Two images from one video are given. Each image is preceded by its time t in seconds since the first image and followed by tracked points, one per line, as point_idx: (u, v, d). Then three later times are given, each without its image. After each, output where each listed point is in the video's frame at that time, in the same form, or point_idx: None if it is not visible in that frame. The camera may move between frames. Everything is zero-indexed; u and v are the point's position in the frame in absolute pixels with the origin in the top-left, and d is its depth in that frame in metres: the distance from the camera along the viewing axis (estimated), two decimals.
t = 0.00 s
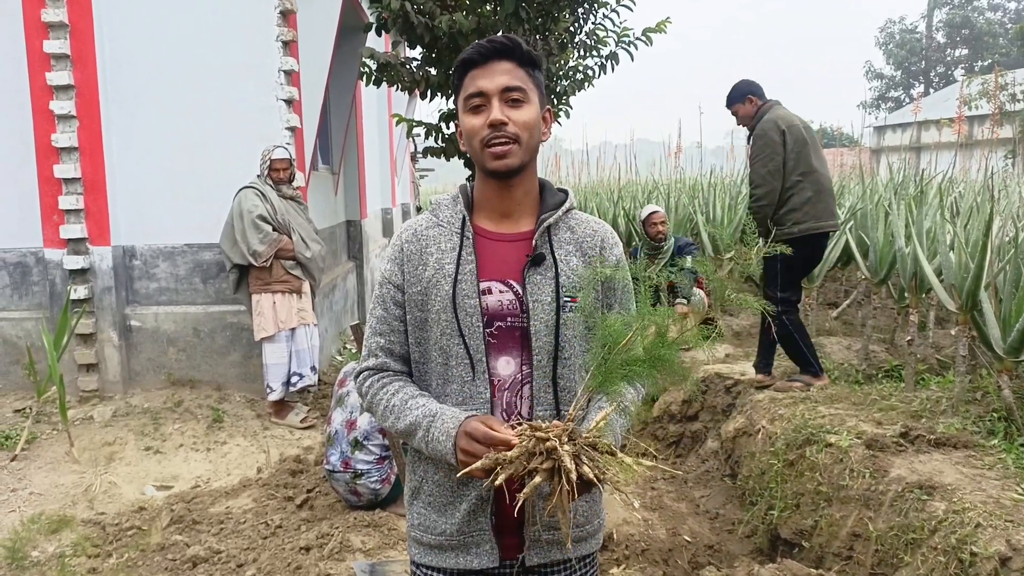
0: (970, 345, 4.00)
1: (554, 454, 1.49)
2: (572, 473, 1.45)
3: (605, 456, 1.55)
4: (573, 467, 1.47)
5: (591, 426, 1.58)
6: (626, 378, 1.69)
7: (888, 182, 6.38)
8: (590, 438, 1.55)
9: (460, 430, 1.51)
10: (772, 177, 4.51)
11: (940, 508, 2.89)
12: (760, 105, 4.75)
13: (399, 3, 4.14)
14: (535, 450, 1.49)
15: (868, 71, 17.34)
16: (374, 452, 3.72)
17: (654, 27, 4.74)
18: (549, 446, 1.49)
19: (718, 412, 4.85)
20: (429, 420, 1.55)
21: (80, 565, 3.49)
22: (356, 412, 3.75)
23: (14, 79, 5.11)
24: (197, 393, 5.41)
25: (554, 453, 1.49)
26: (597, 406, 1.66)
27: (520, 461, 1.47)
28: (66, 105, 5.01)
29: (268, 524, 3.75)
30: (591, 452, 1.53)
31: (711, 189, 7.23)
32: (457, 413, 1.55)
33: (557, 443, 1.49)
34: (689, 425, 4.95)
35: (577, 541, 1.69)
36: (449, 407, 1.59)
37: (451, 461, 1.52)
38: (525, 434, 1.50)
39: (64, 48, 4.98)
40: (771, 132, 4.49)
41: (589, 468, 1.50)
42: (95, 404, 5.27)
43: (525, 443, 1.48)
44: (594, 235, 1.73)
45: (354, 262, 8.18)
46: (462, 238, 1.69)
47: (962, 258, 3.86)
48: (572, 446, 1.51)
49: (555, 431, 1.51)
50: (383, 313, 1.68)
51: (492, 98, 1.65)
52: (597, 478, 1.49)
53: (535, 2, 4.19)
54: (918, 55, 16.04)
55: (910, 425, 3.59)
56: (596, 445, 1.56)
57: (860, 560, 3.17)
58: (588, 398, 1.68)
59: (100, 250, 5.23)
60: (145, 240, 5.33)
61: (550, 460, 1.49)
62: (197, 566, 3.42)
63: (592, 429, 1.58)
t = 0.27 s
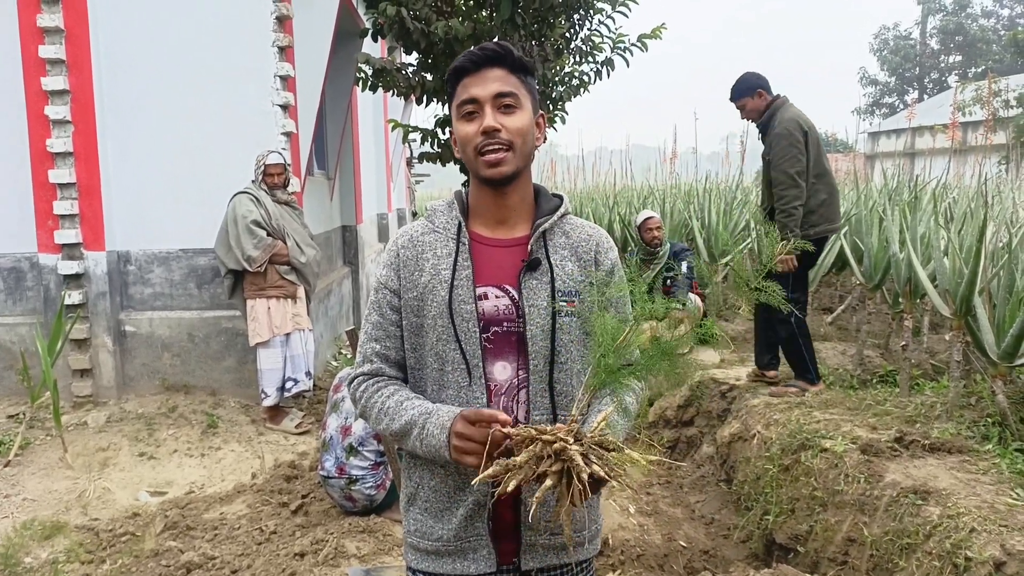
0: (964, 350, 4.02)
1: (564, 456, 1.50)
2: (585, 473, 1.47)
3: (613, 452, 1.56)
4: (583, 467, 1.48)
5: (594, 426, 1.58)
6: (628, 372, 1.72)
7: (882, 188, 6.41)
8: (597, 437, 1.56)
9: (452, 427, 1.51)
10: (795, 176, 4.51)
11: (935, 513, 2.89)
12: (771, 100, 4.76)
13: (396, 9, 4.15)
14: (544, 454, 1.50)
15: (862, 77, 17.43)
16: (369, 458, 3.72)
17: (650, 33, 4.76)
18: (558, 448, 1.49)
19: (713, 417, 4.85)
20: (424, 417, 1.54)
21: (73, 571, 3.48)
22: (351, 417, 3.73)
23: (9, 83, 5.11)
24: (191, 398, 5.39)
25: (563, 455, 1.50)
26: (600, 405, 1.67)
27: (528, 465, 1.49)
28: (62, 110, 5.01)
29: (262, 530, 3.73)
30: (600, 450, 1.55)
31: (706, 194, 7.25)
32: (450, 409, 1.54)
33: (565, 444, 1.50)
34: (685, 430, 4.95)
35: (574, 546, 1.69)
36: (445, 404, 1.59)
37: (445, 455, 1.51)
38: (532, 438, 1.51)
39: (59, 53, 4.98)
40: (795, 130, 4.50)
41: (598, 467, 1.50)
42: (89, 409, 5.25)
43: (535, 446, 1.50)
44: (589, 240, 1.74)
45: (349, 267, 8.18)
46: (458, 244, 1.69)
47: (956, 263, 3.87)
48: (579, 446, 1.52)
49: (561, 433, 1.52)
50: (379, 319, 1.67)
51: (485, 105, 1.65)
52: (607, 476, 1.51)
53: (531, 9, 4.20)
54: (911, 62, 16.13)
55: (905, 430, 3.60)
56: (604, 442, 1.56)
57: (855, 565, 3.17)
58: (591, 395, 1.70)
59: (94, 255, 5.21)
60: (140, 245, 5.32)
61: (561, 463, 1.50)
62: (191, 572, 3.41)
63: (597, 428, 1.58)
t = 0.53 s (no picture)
0: (960, 352, 4.02)
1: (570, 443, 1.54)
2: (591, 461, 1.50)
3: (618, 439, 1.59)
4: (588, 451, 1.52)
5: (595, 417, 1.60)
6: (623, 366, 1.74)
7: (879, 190, 6.42)
8: (601, 424, 1.59)
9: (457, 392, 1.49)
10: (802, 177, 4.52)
11: (931, 516, 2.90)
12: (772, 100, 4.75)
13: (393, 11, 4.15)
14: (548, 443, 1.54)
15: (858, 80, 17.47)
16: (365, 460, 3.71)
17: (647, 36, 4.77)
18: (562, 434, 1.54)
19: (709, 419, 4.86)
20: (426, 397, 1.54)
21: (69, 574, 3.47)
22: (347, 420, 3.73)
23: (6, 85, 5.10)
24: (188, 400, 5.38)
25: (568, 443, 1.55)
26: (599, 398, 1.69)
27: (533, 454, 1.53)
28: (58, 112, 5.00)
29: (258, 533, 3.73)
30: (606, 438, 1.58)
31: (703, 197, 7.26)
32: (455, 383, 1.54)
33: (569, 430, 1.54)
34: (681, 432, 4.95)
35: (570, 549, 1.69)
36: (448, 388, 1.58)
37: (451, 424, 1.49)
38: (536, 429, 1.57)
39: (56, 55, 4.97)
40: (802, 132, 4.53)
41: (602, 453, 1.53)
42: (85, 412, 5.24)
43: (539, 436, 1.55)
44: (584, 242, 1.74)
45: (346, 269, 8.18)
46: (455, 246, 1.69)
47: (952, 266, 3.89)
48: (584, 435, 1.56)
49: (564, 421, 1.57)
50: (377, 320, 1.67)
51: (481, 109, 1.65)
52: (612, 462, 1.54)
53: (528, 11, 4.21)
54: (908, 65, 16.17)
55: (901, 432, 3.60)
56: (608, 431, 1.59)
57: (851, 567, 3.18)
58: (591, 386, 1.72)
59: (90, 257, 5.21)
60: (137, 247, 5.31)
61: (565, 451, 1.53)
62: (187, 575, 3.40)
63: (598, 419, 1.61)
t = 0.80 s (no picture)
0: (960, 354, 4.02)
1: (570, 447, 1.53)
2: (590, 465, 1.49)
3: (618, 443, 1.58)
4: (587, 455, 1.50)
5: (595, 421, 1.59)
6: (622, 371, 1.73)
7: (879, 192, 6.42)
8: (601, 428, 1.58)
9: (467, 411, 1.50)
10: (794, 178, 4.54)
11: (932, 517, 2.89)
12: (766, 102, 4.76)
13: (393, 13, 4.16)
14: (547, 446, 1.53)
15: (858, 81, 17.47)
16: (366, 461, 3.71)
17: (646, 38, 4.77)
18: (562, 438, 1.52)
19: (710, 420, 4.86)
20: (432, 408, 1.54)
21: None
22: (348, 421, 3.73)
23: (7, 87, 5.11)
24: (188, 402, 5.38)
25: (568, 446, 1.53)
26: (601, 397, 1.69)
27: (533, 456, 1.53)
28: (59, 114, 5.00)
29: (259, 534, 3.73)
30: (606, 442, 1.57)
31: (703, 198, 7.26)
32: (462, 398, 1.54)
33: (569, 434, 1.52)
34: (681, 434, 4.95)
35: (569, 550, 1.69)
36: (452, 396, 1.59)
37: (459, 442, 1.50)
38: (536, 432, 1.56)
39: (56, 57, 4.97)
40: (795, 133, 4.55)
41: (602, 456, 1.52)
42: (86, 414, 5.24)
43: (539, 440, 1.54)
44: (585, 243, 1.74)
45: (347, 271, 8.18)
46: (456, 247, 1.69)
47: (952, 267, 3.88)
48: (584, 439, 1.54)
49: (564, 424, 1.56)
50: (379, 322, 1.67)
51: (483, 110, 1.66)
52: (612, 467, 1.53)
53: (528, 13, 4.21)
54: (908, 66, 16.17)
55: (902, 434, 3.60)
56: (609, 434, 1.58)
57: (852, 569, 3.17)
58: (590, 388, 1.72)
59: (91, 259, 5.21)
60: (137, 249, 5.32)
61: (566, 454, 1.52)
62: None
63: (598, 423, 1.60)
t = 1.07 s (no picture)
0: (960, 352, 4.02)
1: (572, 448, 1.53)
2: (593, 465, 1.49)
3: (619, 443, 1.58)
4: (590, 456, 1.50)
5: (596, 421, 1.59)
6: (623, 371, 1.74)
7: (878, 190, 6.42)
8: (603, 428, 1.58)
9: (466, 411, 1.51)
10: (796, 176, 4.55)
11: (931, 515, 2.90)
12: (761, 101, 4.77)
13: (392, 11, 4.15)
14: (551, 446, 1.53)
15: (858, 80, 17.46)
16: (365, 459, 3.71)
17: (646, 36, 4.77)
18: (565, 438, 1.52)
19: (710, 419, 4.86)
20: (431, 408, 1.54)
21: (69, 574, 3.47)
22: (347, 419, 3.74)
23: (6, 86, 5.10)
24: (188, 401, 5.38)
25: (571, 446, 1.53)
26: (605, 397, 1.70)
27: (536, 456, 1.52)
28: (58, 112, 5.00)
29: (259, 533, 3.73)
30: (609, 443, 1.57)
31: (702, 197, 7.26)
32: (461, 397, 1.54)
33: (573, 434, 1.52)
34: (681, 432, 4.96)
35: (568, 548, 1.69)
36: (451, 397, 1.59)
37: (458, 442, 1.51)
38: (538, 431, 1.55)
39: (55, 55, 4.97)
40: (793, 131, 4.57)
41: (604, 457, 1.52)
42: (85, 412, 5.24)
43: (541, 439, 1.53)
44: (586, 242, 1.74)
45: (346, 269, 8.18)
46: (457, 246, 1.69)
47: (951, 265, 3.89)
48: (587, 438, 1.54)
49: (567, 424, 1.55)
50: (379, 320, 1.67)
51: (484, 107, 1.65)
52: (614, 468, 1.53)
53: (528, 11, 4.21)
54: (907, 64, 16.18)
55: (901, 432, 3.61)
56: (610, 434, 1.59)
57: (851, 567, 3.18)
58: (593, 387, 1.73)
59: (90, 257, 5.21)
60: (136, 247, 5.31)
61: (569, 454, 1.52)
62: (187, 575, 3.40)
63: (599, 421, 1.61)
